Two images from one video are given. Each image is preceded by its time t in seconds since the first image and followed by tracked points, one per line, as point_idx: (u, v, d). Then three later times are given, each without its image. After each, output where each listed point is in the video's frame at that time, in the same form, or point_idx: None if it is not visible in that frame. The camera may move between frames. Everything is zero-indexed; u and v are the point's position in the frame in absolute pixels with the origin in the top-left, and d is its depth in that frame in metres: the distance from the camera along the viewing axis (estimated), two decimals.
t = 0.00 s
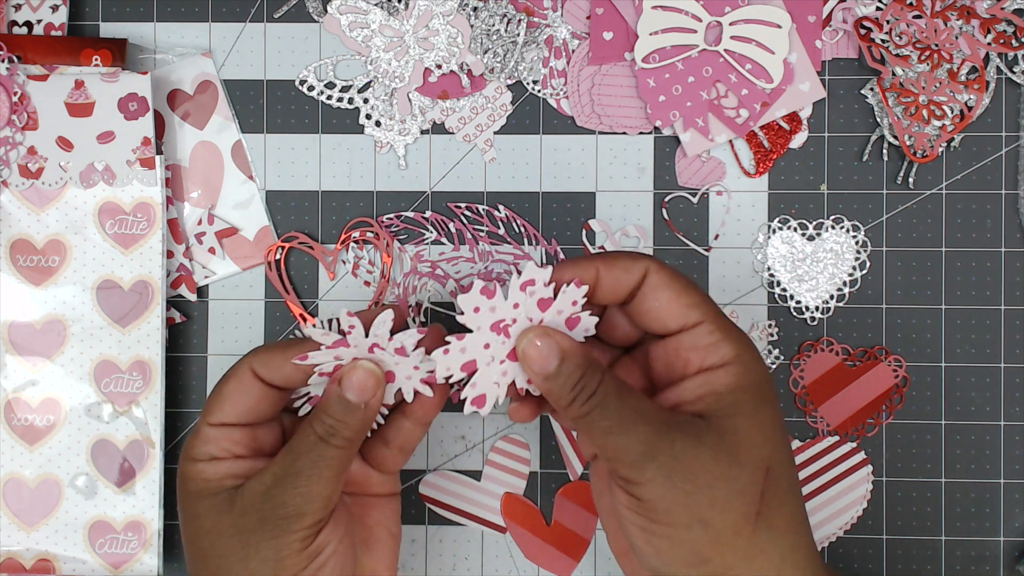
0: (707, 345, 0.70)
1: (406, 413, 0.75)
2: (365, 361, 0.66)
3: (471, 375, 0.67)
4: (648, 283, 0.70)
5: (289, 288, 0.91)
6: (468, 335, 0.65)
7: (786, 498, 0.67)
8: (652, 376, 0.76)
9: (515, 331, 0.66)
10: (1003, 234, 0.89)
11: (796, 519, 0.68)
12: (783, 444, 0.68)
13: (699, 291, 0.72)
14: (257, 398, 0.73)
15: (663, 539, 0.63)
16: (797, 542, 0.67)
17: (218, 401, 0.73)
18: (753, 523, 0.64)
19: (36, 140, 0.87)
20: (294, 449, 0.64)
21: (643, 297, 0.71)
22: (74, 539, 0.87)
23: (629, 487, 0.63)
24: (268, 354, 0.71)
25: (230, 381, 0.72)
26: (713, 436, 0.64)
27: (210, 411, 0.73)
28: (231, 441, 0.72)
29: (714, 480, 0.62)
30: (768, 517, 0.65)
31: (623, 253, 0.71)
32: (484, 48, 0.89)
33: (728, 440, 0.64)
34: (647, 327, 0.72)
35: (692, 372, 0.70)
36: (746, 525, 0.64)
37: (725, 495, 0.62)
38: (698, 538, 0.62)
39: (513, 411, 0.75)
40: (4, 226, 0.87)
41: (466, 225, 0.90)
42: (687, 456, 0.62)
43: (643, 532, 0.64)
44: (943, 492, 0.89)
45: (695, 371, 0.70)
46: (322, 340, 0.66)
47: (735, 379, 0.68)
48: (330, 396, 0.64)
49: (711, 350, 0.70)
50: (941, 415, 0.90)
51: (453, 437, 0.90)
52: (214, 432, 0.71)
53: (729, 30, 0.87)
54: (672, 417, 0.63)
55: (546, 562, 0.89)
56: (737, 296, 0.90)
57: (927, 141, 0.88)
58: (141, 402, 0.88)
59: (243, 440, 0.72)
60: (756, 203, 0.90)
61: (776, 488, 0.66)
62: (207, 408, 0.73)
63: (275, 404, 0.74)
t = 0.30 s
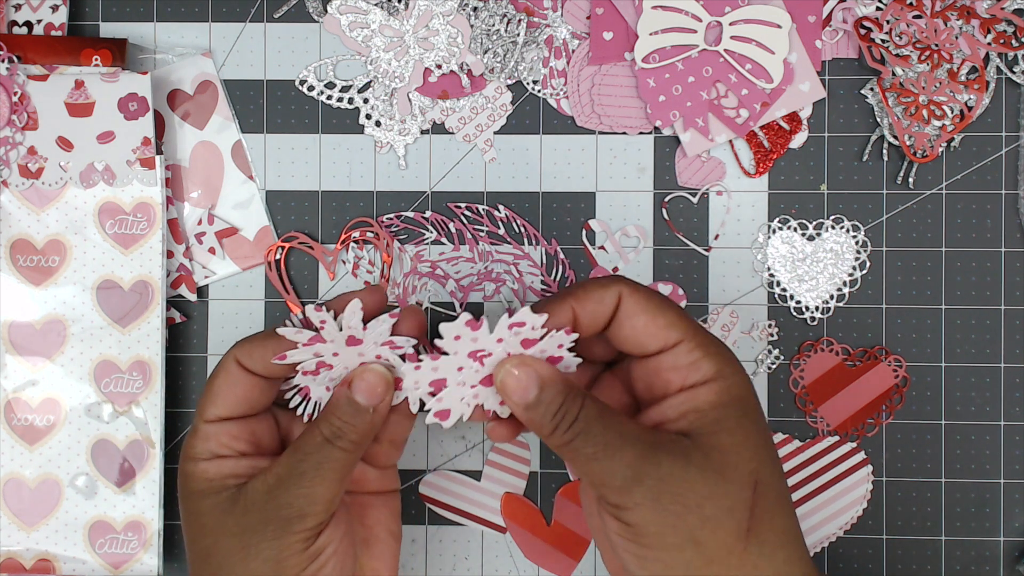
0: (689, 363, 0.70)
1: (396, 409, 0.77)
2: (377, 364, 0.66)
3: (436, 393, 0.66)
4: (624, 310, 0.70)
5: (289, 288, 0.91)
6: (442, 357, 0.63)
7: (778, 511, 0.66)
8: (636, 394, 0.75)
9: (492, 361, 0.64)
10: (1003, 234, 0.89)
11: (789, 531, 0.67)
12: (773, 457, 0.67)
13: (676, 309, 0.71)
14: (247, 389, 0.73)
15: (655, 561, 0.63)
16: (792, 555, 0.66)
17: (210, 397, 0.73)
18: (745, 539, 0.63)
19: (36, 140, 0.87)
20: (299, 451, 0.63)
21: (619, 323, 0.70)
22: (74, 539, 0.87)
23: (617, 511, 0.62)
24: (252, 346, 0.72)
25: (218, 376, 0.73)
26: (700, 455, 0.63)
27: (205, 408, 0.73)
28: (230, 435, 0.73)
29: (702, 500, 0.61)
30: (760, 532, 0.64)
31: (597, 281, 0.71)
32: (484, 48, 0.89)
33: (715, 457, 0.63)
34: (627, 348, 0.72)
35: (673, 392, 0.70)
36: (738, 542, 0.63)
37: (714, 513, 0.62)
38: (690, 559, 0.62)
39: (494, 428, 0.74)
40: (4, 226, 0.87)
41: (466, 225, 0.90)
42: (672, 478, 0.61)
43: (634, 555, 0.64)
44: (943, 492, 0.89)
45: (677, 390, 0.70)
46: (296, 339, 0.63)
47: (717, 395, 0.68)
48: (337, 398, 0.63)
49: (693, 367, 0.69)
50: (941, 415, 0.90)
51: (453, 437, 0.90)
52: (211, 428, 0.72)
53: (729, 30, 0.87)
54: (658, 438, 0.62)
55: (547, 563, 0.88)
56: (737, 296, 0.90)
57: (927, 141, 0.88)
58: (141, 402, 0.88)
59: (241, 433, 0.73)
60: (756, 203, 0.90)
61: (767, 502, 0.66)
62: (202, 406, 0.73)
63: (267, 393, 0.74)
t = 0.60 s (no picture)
0: (654, 381, 0.66)
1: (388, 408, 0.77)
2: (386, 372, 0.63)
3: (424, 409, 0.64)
4: (590, 329, 0.67)
5: (289, 288, 0.91)
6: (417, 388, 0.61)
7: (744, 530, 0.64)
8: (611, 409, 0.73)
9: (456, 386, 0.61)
10: (1003, 234, 0.89)
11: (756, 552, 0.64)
12: (737, 476, 0.64)
13: (641, 325, 0.68)
14: (241, 401, 0.72)
15: None
16: None
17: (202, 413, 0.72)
18: (703, 561, 0.61)
19: (36, 140, 0.87)
20: (309, 458, 0.63)
21: (587, 342, 0.67)
22: (74, 539, 0.87)
23: (574, 533, 0.61)
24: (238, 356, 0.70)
25: (210, 390, 0.71)
26: (656, 479, 0.61)
27: (199, 424, 0.72)
28: (229, 449, 0.72)
29: (655, 525, 0.60)
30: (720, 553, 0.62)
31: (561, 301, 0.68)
32: (484, 48, 0.89)
33: (671, 480, 0.61)
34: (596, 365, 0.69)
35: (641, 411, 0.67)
36: (696, 564, 0.61)
37: (669, 536, 0.60)
38: None
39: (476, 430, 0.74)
40: (4, 226, 0.87)
41: (466, 225, 0.90)
42: (625, 503, 0.59)
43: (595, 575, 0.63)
44: (943, 491, 0.89)
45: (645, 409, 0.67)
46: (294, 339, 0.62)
47: (682, 414, 0.64)
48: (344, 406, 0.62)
49: (657, 386, 0.66)
50: (941, 414, 0.90)
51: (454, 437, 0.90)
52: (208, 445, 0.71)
53: (729, 30, 0.87)
54: (615, 461, 0.61)
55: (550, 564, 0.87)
56: (737, 296, 0.90)
57: (927, 141, 0.88)
58: (141, 402, 0.88)
59: (239, 445, 0.73)
60: (756, 203, 0.90)
61: (730, 521, 0.63)
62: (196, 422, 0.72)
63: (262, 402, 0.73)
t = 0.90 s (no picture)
0: (696, 374, 0.66)
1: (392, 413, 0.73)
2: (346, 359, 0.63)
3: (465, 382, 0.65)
4: (643, 310, 0.66)
5: (289, 288, 0.91)
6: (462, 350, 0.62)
7: (760, 541, 0.62)
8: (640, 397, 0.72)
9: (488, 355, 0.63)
10: (1003, 234, 0.89)
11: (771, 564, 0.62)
12: (763, 486, 0.63)
13: (694, 316, 0.67)
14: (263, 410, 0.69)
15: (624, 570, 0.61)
16: None
17: (219, 416, 0.69)
18: (717, 562, 0.60)
19: (36, 140, 0.87)
20: (289, 453, 0.62)
21: (635, 323, 0.66)
22: (74, 539, 0.87)
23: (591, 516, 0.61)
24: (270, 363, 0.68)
25: (234, 395, 0.68)
26: (682, 472, 0.60)
27: (213, 426, 0.69)
28: (235, 455, 0.69)
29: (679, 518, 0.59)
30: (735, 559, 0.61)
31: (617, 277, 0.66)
32: (484, 48, 0.89)
33: (699, 477, 0.60)
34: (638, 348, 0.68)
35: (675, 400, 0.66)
36: (709, 565, 0.60)
37: (687, 534, 0.59)
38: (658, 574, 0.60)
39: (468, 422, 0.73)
40: (4, 226, 0.87)
41: (466, 226, 0.90)
42: (647, 493, 0.58)
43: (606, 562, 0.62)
44: (943, 491, 0.89)
45: (679, 400, 0.66)
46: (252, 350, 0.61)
47: (716, 412, 0.64)
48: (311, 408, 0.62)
49: (698, 379, 0.65)
50: (941, 414, 0.90)
51: (453, 438, 0.90)
52: (218, 446, 0.68)
53: (729, 30, 0.87)
54: (643, 451, 0.60)
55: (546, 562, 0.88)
56: (737, 296, 0.90)
57: (927, 141, 0.88)
58: (141, 402, 0.87)
59: (246, 452, 0.70)
60: (756, 203, 0.90)
61: (748, 529, 0.61)
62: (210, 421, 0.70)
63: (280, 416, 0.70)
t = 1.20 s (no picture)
0: (701, 418, 0.58)
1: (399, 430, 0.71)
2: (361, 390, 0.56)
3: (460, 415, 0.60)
4: (644, 345, 0.58)
5: (288, 288, 0.91)
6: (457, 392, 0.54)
7: None
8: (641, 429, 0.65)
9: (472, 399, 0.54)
10: (1003, 234, 0.89)
11: None
12: (765, 542, 0.58)
13: (704, 351, 0.60)
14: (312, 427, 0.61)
15: None
16: None
17: (266, 415, 0.61)
18: None
19: (36, 140, 0.87)
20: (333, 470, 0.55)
21: (634, 358, 0.59)
22: (74, 539, 0.87)
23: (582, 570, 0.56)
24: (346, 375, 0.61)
25: (285, 406, 0.60)
26: (678, 528, 0.55)
27: (255, 427, 0.61)
28: (271, 463, 0.61)
29: None
30: None
31: (624, 306, 0.59)
32: (484, 48, 0.89)
33: (697, 533, 0.55)
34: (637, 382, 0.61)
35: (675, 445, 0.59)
36: None
37: None
38: None
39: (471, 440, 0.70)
40: (4, 226, 0.87)
41: (466, 226, 0.90)
42: (639, 553, 0.54)
43: None
44: (943, 491, 0.89)
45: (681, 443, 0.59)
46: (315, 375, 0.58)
47: (721, 463, 0.57)
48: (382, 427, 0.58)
49: (702, 424, 0.58)
50: (941, 414, 0.90)
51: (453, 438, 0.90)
52: (257, 452, 0.61)
53: (729, 30, 0.87)
54: (639, 503, 0.54)
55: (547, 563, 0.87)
56: (737, 296, 0.90)
57: (927, 141, 0.88)
58: (141, 402, 0.88)
59: (283, 463, 0.61)
60: (756, 203, 0.90)
61: None
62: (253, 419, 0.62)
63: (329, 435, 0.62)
